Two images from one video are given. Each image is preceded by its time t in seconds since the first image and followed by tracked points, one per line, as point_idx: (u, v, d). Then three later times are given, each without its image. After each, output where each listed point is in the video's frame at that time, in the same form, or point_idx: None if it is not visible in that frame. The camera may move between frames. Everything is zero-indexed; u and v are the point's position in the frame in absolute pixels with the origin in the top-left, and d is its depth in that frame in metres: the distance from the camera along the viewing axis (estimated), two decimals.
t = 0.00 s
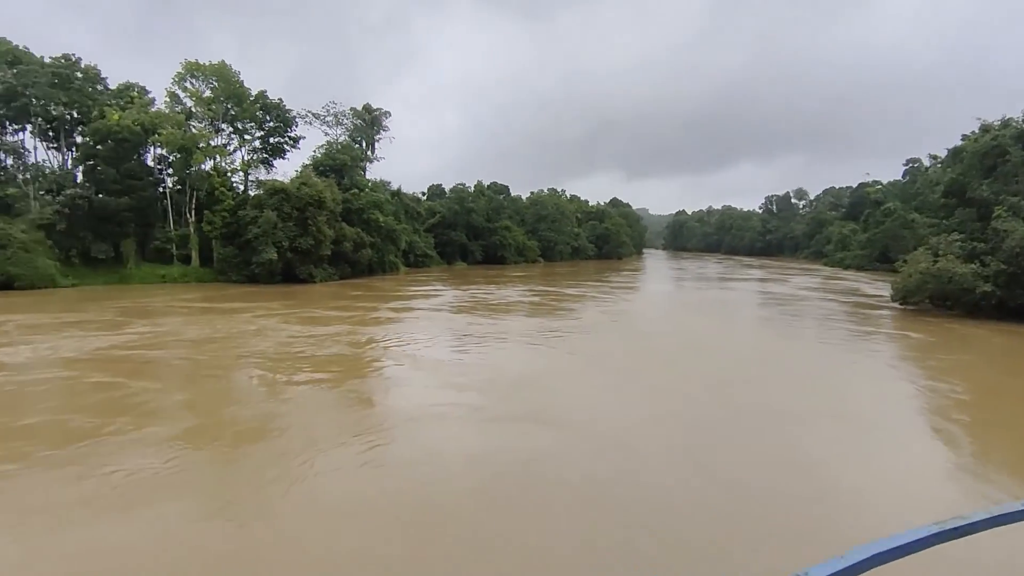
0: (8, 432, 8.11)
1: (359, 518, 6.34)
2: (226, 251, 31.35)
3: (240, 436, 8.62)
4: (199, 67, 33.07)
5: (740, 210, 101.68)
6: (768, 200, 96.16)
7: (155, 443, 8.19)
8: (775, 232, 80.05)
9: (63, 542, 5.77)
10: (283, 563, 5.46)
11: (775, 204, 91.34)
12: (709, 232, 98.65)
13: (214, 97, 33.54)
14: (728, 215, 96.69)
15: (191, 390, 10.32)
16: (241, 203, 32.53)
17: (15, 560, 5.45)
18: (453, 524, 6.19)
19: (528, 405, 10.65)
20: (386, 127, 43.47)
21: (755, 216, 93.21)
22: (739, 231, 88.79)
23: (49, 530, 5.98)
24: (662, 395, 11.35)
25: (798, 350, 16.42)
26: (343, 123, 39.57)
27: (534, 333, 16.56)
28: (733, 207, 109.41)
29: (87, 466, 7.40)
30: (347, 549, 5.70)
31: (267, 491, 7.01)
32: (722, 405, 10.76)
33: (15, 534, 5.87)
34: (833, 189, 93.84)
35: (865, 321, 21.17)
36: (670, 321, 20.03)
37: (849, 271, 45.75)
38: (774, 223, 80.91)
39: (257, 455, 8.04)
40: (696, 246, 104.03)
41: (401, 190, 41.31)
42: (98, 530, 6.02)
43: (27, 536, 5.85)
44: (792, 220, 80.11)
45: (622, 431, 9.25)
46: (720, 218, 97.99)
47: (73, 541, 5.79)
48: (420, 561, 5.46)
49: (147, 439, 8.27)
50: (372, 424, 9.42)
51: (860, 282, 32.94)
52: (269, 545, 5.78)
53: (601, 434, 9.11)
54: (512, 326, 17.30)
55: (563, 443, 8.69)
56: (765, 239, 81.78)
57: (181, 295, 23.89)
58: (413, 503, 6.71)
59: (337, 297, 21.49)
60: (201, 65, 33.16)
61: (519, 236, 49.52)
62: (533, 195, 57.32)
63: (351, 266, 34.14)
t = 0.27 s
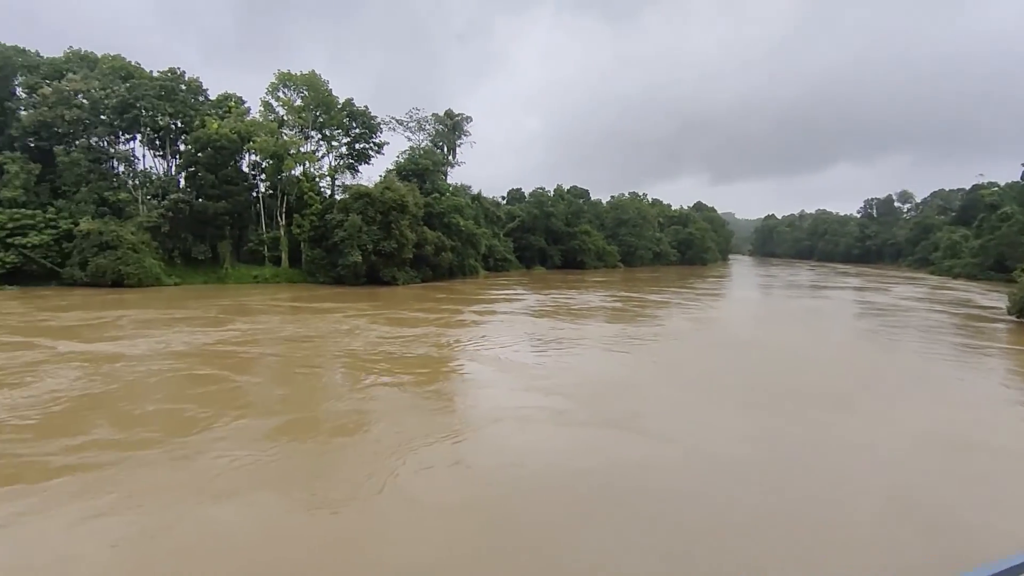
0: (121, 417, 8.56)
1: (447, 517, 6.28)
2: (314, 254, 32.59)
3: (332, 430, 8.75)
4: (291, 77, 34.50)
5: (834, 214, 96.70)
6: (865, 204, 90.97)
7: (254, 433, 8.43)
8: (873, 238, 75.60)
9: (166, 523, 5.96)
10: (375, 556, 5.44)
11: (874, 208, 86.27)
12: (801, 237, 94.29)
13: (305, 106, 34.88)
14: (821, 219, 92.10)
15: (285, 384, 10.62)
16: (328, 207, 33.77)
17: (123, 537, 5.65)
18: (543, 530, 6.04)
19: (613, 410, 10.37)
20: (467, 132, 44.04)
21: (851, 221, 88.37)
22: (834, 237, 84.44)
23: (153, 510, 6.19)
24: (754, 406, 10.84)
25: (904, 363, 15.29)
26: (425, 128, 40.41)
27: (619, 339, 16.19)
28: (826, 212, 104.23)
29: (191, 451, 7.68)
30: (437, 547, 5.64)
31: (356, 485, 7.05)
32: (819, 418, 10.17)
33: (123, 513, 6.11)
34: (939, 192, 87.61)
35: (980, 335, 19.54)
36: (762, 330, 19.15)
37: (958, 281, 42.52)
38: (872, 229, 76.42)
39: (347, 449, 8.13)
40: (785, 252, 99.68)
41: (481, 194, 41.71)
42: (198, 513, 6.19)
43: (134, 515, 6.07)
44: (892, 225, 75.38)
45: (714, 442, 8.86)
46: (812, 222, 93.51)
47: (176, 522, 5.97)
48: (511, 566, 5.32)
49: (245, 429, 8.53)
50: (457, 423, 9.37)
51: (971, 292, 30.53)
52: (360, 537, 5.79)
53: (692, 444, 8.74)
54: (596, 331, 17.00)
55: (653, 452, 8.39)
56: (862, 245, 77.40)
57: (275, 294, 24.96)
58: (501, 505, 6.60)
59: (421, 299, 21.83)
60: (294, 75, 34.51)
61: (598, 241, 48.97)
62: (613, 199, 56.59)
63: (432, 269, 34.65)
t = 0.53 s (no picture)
0: (221, 405, 8.91)
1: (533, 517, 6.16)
2: (394, 253, 33.42)
3: (419, 425, 8.80)
4: (375, 81, 35.43)
5: (938, 214, 90.39)
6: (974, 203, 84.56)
7: (344, 425, 8.59)
8: (982, 241, 70.17)
9: (262, 509, 6.10)
10: (462, 553, 5.39)
11: (985, 207, 80.00)
12: (900, 239, 88.69)
13: (387, 109, 35.79)
14: (923, 220, 86.31)
15: (371, 379, 10.80)
16: (408, 207, 34.58)
17: (223, 521, 5.82)
18: (633, 536, 5.82)
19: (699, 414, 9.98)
20: (545, 132, 43.99)
21: (957, 222, 82.35)
22: (938, 238, 78.95)
23: (250, 496, 6.36)
24: (849, 414, 10.21)
25: None
26: (504, 129, 40.71)
27: (705, 342, 15.64)
28: (928, 212, 97.56)
29: (285, 440, 7.89)
30: (524, 548, 5.52)
31: (442, 480, 7.02)
32: (923, 429, 9.48)
33: (222, 497, 6.31)
34: None
35: None
36: (859, 337, 18.05)
37: None
38: (982, 230, 70.89)
39: (432, 444, 8.13)
40: (882, 255, 93.99)
41: (559, 194, 41.55)
42: (291, 501, 6.31)
43: (232, 500, 6.26)
44: (1005, 226, 69.64)
45: (809, 451, 8.37)
46: (914, 222, 87.72)
47: (270, 509, 6.10)
48: (600, 572, 5.13)
49: (336, 421, 8.70)
50: (539, 423, 9.25)
51: None
52: (447, 533, 5.75)
53: (786, 453, 8.28)
54: (680, 334, 16.48)
55: (744, 460, 8.00)
56: (970, 248, 71.95)
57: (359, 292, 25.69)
58: (587, 508, 6.41)
59: (501, 298, 21.88)
60: (377, 80, 35.44)
61: (679, 242, 47.81)
62: (695, 199, 55.10)
63: (509, 269, 34.75)
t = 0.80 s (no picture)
0: (308, 394, 9.11)
1: (615, 519, 5.91)
2: (468, 248, 33.85)
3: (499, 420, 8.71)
4: (451, 78, 35.79)
5: None
6: None
7: (424, 416, 8.64)
8: None
9: (347, 497, 6.13)
10: (545, 553, 5.21)
11: None
12: (1008, 237, 82.22)
13: (462, 106, 36.09)
14: None
15: (451, 372, 10.81)
16: (481, 203, 34.89)
17: (310, 507, 5.88)
18: (722, 544, 5.48)
19: (788, 418, 9.45)
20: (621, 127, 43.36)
21: None
22: None
23: (335, 483, 6.42)
24: (953, 423, 9.44)
25: None
26: (578, 124, 40.40)
27: (790, 343, 14.93)
28: None
29: (369, 430, 7.97)
30: (606, 550, 5.30)
31: (522, 476, 6.88)
32: None
33: (309, 483, 6.40)
34: None
35: None
36: (963, 342, 16.77)
37: None
38: None
39: (511, 439, 8.02)
40: (987, 255, 87.41)
41: (634, 190, 40.89)
42: (374, 490, 6.32)
43: (319, 486, 6.33)
44: None
45: (910, 461, 7.76)
46: None
47: (355, 497, 6.13)
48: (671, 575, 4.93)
49: (417, 413, 8.73)
50: (613, 419, 9.05)
51: None
52: (529, 531, 5.59)
53: (884, 462, 7.70)
54: (765, 334, 15.81)
55: (838, 468, 7.48)
56: None
57: (435, 287, 26.11)
58: (672, 512, 6.10)
59: (577, 295, 21.63)
60: (453, 77, 35.78)
61: (760, 239, 46.10)
62: (778, 194, 52.95)
63: (582, 265, 34.47)
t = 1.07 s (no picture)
0: (378, 389, 9.18)
1: (691, 527, 5.62)
2: (529, 247, 33.84)
3: (568, 420, 8.53)
4: (514, 77, 35.80)
5: None
6: None
7: (489, 412, 8.59)
8: None
9: (418, 493, 6.08)
10: (618, 559, 4.99)
11: None
12: None
13: (525, 104, 36.05)
14: None
15: (517, 371, 10.70)
16: (543, 202, 34.82)
17: (381, 502, 5.85)
18: (808, 558, 5.11)
19: (871, 427, 8.87)
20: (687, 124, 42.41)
21: None
22: None
23: (405, 479, 6.37)
24: None
25: None
26: (642, 121, 39.76)
27: (871, 348, 14.16)
28: None
29: (438, 427, 7.92)
30: (675, 557, 5.06)
31: (592, 478, 6.68)
32: None
33: (380, 477, 6.38)
34: None
35: None
36: None
37: None
38: None
39: (580, 440, 7.81)
40: None
41: (700, 188, 39.93)
42: (443, 487, 6.24)
43: (389, 481, 6.30)
44: None
45: (1009, 475, 7.14)
46: None
47: (424, 493, 6.06)
48: None
49: (486, 411, 8.64)
50: (681, 421, 8.76)
51: None
52: (600, 536, 5.38)
53: (979, 476, 7.11)
54: (842, 338, 15.06)
55: (925, 480, 6.98)
56: None
57: (497, 285, 26.17)
58: (751, 522, 5.76)
59: (642, 295, 21.19)
60: (516, 76, 35.78)
61: (834, 239, 44.19)
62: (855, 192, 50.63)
63: (645, 265, 33.92)
